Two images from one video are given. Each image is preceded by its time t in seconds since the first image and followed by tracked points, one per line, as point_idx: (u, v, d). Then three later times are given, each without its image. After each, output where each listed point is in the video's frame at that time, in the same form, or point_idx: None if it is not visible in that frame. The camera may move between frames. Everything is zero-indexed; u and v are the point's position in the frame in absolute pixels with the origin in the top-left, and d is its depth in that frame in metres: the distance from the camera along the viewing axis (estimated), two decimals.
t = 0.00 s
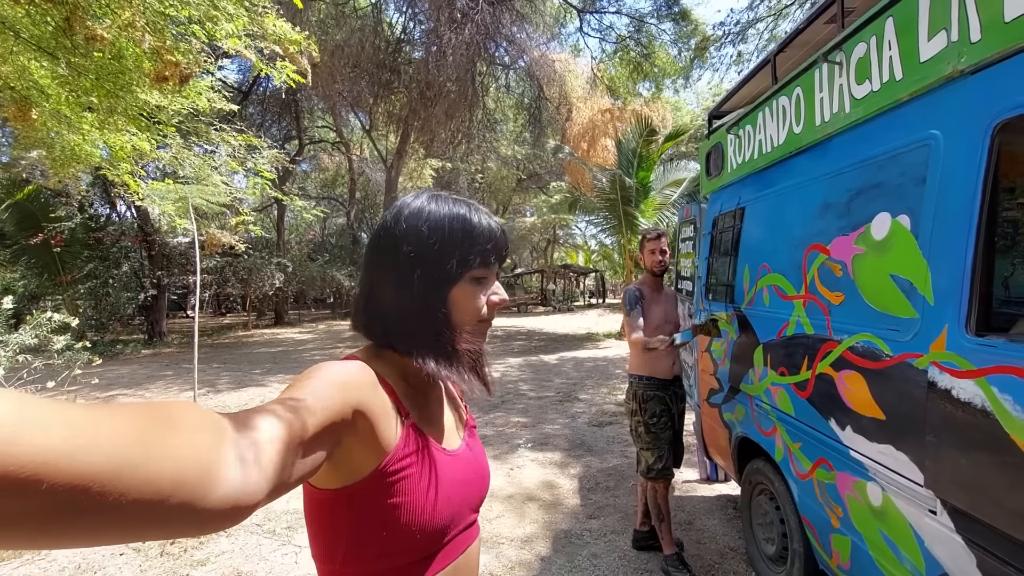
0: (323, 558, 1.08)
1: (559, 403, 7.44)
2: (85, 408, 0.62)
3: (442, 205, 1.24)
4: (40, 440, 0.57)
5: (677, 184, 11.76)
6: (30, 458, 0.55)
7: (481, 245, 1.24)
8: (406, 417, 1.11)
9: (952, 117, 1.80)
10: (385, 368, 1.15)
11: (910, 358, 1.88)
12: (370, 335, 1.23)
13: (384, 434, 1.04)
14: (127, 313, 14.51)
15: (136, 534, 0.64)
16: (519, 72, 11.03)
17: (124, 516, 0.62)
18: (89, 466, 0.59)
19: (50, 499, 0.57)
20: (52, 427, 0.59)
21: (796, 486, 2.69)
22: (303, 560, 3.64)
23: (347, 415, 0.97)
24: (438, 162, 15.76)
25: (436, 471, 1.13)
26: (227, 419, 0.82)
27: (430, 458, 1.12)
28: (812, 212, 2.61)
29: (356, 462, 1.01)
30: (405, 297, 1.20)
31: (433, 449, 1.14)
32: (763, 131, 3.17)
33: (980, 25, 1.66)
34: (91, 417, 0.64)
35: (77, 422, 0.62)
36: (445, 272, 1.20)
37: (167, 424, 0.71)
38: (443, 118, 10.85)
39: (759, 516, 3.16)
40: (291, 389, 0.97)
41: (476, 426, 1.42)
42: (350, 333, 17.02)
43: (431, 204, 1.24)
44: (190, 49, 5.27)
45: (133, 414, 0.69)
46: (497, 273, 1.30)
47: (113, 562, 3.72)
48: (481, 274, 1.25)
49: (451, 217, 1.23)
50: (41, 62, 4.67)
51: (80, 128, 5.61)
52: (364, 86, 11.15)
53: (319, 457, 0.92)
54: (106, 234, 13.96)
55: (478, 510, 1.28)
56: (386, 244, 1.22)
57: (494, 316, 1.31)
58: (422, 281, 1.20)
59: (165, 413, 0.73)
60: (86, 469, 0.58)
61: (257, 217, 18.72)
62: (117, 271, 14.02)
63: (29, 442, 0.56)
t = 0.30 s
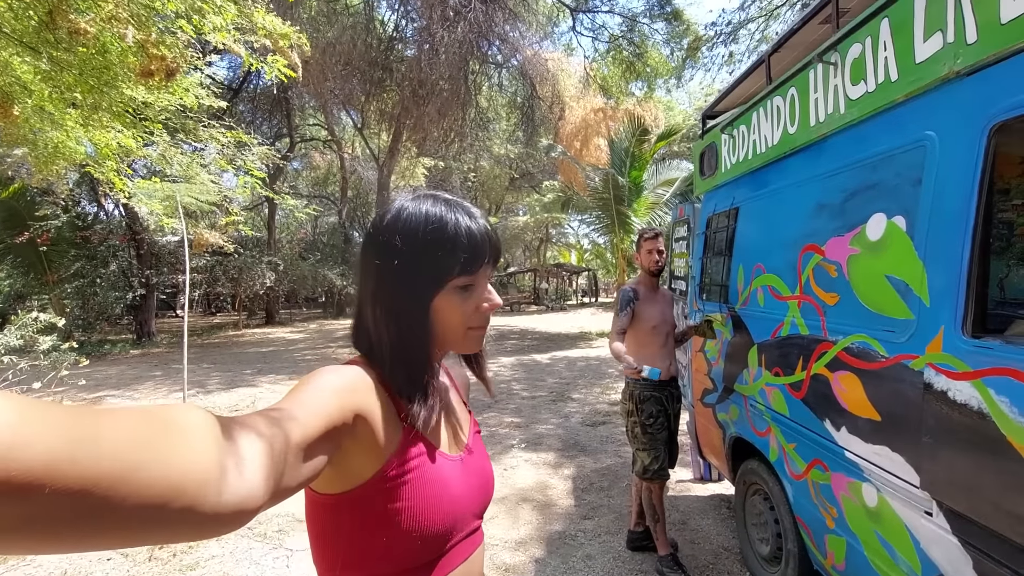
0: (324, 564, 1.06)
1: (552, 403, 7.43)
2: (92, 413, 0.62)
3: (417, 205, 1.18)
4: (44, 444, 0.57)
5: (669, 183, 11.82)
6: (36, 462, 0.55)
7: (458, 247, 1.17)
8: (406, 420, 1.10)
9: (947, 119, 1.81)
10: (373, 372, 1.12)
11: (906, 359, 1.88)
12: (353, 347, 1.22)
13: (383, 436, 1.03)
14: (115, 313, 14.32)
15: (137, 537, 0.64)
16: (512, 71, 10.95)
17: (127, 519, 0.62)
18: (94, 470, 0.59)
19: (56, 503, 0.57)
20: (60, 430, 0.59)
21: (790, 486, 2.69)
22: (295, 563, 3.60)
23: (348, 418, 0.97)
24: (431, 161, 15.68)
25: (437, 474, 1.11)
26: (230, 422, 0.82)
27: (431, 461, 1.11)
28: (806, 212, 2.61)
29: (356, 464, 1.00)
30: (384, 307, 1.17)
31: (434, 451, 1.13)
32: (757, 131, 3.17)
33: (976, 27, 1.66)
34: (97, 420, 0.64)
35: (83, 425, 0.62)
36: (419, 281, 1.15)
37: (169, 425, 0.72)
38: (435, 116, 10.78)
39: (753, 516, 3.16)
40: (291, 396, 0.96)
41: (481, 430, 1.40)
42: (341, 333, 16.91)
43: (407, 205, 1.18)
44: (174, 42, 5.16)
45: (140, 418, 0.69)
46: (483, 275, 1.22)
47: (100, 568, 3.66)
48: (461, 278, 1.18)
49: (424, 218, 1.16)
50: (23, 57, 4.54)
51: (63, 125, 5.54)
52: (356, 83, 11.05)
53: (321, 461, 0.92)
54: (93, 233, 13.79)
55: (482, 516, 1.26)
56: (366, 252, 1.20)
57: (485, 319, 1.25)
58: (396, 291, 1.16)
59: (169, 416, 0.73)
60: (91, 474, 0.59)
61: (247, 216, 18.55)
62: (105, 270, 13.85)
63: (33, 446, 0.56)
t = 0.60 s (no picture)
0: (318, 568, 1.04)
1: (521, 403, 7.43)
2: (84, 411, 0.62)
3: (412, 202, 1.15)
4: (31, 443, 0.56)
5: (637, 185, 12.06)
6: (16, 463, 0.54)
7: (449, 247, 1.12)
8: (398, 420, 1.08)
9: (907, 126, 1.87)
10: (363, 371, 1.08)
11: (868, 359, 1.94)
12: (344, 344, 1.20)
13: (375, 436, 1.02)
14: (63, 313, 13.65)
15: (130, 536, 0.63)
16: (482, 70, 10.93)
17: (116, 518, 0.61)
18: (82, 468, 0.58)
19: (43, 502, 0.56)
20: (50, 428, 0.59)
21: (757, 483, 2.75)
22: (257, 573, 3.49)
23: (339, 416, 0.94)
24: (399, 159, 15.49)
25: (430, 473, 1.09)
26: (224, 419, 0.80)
27: (423, 461, 1.09)
28: (771, 215, 2.67)
29: (347, 464, 0.98)
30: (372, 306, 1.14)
31: (426, 450, 1.11)
32: (724, 135, 3.23)
33: (934, 38, 1.73)
34: (91, 417, 0.63)
35: (73, 422, 0.61)
36: (407, 280, 1.12)
37: (167, 422, 0.70)
38: (404, 113, 10.65)
39: (720, 512, 3.22)
40: (283, 395, 0.93)
41: (474, 428, 1.38)
42: (306, 334, 16.53)
43: (403, 201, 1.16)
44: (126, 26, 4.92)
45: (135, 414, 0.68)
46: (476, 277, 1.17)
47: None
48: (452, 279, 1.13)
49: (418, 215, 1.13)
50: None
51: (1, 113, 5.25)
52: (322, 78, 10.78)
53: (312, 460, 0.90)
54: (39, 229, 13.12)
55: (477, 514, 1.23)
56: (360, 250, 1.18)
57: (476, 323, 1.20)
58: (385, 288, 1.13)
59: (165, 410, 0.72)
60: (76, 473, 0.57)
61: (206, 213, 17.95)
62: (51, 269, 13.21)
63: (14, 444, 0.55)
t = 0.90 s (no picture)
0: (311, 565, 1.04)
1: (486, 402, 7.41)
2: (90, 407, 0.63)
3: (407, 205, 1.14)
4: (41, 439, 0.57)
5: (601, 184, 12.19)
6: (29, 460, 0.56)
7: (443, 253, 1.11)
8: (395, 420, 1.08)
9: (865, 134, 1.94)
10: (360, 371, 1.07)
11: (826, 358, 2.00)
12: (344, 347, 1.20)
13: (372, 435, 1.01)
14: None
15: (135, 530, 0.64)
16: (448, 65, 10.82)
17: (122, 509, 0.62)
18: (89, 463, 0.59)
19: (54, 496, 0.57)
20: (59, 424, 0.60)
21: (718, 479, 2.82)
22: None
23: (338, 415, 0.94)
24: (362, 153, 15.18)
25: (426, 473, 1.09)
26: (224, 416, 0.81)
27: (418, 461, 1.08)
28: (734, 218, 2.73)
29: (343, 463, 0.98)
30: (369, 310, 1.13)
31: (422, 451, 1.10)
32: (689, 138, 3.28)
33: (891, 50, 1.79)
34: (95, 413, 0.64)
35: (79, 419, 0.62)
36: (402, 285, 1.11)
37: (171, 417, 0.71)
38: (368, 107, 10.45)
39: (683, 508, 3.29)
40: (280, 393, 0.93)
41: (468, 429, 1.36)
42: (263, 333, 16.05)
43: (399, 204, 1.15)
44: (68, 4, 4.62)
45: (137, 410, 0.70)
46: (471, 282, 1.16)
47: None
48: (446, 285, 1.11)
49: (413, 218, 1.11)
50: None
51: None
52: (282, 68, 10.46)
53: (309, 459, 0.89)
54: None
55: (470, 514, 1.22)
56: (357, 254, 1.17)
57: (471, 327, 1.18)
58: (381, 293, 1.12)
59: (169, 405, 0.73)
60: (86, 468, 0.59)
61: (157, 206, 17.19)
62: None
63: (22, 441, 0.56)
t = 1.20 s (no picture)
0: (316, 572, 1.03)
1: (476, 403, 7.38)
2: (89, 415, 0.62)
3: (426, 213, 1.15)
4: (37, 445, 0.56)
5: (595, 186, 12.20)
6: (28, 467, 0.55)
7: (458, 260, 1.12)
8: (405, 430, 1.06)
9: (866, 147, 1.94)
10: (372, 379, 1.08)
11: (823, 370, 2.00)
12: (357, 352, 1.20)
13: (381, 445, 1.00)
14: None
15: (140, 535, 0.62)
16: (445, 63, 10.75)
17: (124, 519, 0.61)
18: (87, 473, 0.58)
19: (53, 505, 0.56)
20: (58, 430, 0.59)
21: (710, 486, 2.81)
22: None
23: (347, 423, 0.93)
24: (356, 149, 15.07)
25: (434, 484, 1.08)
26: (234, 423, 0.80)
27: (427, 472, 1.07)
28: (732, 226, 2.73)
29: (351, 473, 0.97)
30: (383, 314, 1.14)
31: (431, 462, 1.09)
32: (688, 144, 3.28)
33: (895, 63, 1.79)
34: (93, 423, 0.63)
35: (80, 428, 0.62)
36: (416, 291, 1.11)
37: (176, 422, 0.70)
38: (363, 103, 10.38)
39: (673, 514, 3.28)
40: (291, 400, 0.92)
41: (480, 440, 1.34)
42: (252, 328, 15.90)
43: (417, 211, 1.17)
44: None
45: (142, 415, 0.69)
46: (486, 291, 1.16)
47: None
48: (460, 294, 1.12)
49: (430, 225, 1.13)
50: None
51: None
52: (276, 60, 10.36)
53: (318, 468, 0.88)
54: None
55: (479, 528, 1.20)
56: (374, 259, 1.19)
57: (483, 337, 1.18)
58: (396, 298, 1.13)
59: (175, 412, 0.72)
60: (83, 477, 0.58)
61: (146, 197, 16.97)
62: None
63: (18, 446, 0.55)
